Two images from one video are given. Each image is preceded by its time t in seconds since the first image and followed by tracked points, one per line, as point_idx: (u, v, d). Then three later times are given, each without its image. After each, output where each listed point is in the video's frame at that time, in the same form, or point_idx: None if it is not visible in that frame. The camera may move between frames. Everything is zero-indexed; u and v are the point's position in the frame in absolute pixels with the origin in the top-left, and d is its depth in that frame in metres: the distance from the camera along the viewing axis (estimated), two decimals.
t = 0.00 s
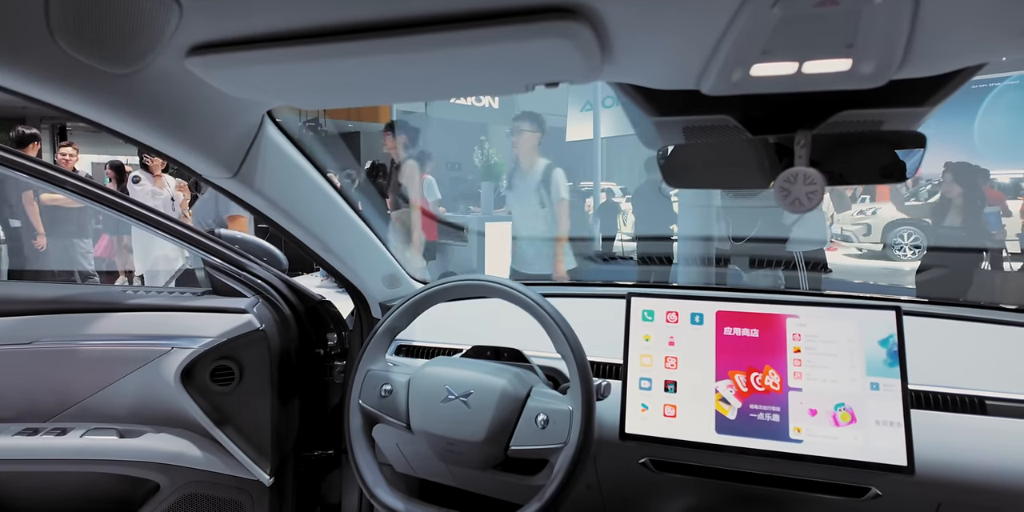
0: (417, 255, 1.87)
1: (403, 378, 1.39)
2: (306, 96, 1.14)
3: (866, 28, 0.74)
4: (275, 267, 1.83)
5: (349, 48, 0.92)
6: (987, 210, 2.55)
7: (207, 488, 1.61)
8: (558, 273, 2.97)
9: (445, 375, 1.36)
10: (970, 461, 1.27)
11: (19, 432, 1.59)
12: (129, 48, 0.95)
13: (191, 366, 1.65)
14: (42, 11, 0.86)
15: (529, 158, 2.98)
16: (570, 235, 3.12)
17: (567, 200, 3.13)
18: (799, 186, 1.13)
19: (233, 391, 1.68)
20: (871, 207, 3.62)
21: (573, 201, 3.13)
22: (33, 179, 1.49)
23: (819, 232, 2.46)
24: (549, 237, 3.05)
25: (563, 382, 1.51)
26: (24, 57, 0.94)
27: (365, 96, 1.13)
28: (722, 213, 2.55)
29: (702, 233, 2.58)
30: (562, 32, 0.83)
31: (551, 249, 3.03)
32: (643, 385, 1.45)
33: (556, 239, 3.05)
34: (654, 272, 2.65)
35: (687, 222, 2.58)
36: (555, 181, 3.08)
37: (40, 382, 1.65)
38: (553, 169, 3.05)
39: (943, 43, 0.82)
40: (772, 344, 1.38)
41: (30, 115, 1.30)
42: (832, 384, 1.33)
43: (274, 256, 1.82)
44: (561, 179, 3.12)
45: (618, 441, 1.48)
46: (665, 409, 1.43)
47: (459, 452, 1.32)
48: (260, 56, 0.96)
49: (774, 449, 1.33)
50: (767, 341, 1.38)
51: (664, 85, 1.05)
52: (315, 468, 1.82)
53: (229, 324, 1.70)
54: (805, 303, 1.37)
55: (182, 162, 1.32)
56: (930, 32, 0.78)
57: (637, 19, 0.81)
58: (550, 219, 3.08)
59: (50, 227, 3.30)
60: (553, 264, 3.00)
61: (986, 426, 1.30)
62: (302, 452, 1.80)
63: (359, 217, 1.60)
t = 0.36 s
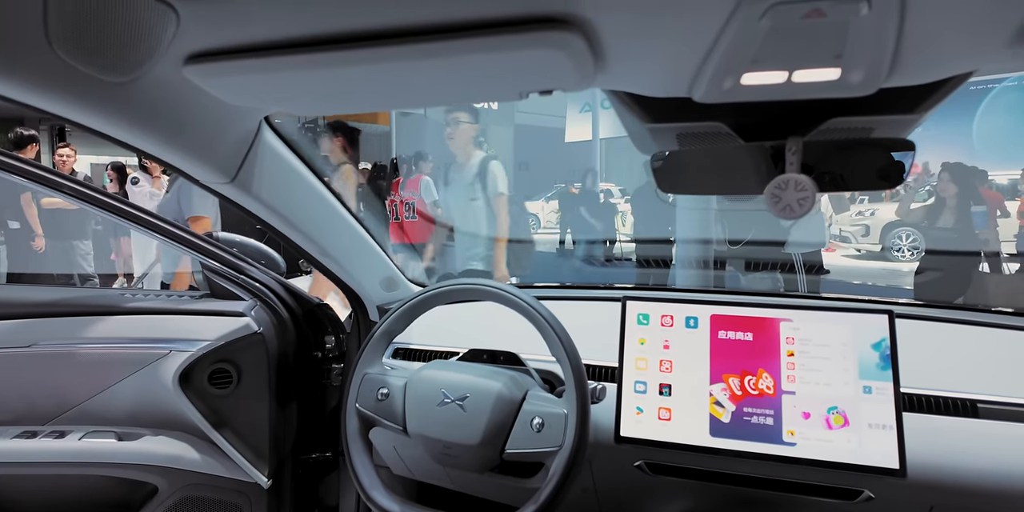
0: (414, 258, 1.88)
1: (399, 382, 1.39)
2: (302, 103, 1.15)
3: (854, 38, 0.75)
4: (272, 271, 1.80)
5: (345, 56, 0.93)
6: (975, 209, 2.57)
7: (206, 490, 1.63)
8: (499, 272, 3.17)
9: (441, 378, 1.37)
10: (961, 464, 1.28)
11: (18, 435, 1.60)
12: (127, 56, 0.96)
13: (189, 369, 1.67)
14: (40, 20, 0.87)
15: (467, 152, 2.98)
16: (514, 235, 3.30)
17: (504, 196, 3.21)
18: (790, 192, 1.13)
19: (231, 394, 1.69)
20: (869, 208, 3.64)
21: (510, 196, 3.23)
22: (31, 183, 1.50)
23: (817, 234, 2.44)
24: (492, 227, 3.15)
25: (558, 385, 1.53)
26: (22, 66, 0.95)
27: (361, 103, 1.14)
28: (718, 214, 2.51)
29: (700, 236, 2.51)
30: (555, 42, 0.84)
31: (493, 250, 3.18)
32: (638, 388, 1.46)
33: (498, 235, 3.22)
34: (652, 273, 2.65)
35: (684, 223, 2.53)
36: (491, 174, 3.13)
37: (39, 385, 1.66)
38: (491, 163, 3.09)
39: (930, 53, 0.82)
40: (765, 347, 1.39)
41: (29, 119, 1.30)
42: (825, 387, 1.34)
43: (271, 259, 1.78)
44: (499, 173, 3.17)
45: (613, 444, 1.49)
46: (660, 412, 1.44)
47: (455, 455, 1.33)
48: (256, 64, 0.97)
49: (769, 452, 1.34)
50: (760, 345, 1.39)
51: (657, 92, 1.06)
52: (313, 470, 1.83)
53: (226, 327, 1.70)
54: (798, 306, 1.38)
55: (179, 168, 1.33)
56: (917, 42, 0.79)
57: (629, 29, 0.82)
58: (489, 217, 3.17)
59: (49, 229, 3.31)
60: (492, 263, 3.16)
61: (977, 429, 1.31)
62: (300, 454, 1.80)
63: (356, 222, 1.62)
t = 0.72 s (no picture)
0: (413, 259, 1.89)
1: (397, 382, 1.40)
2: (301, 105, 1.15)
3: (845, 42, 0.75)
4: (271, 272, 1.81)
5: (342, 59, 0.93)
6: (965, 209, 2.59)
7: (204, 490, 1.63)
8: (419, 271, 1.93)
9: (439, 379, 1.38)
10: (955, 463, 1.29)
11: (17, 436, 1.60)
12: (126, 59, 0.97)
13: (188, 370, 1.67)
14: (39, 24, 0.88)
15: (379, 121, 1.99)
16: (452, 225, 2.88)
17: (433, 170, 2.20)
18: (784, 194, 1.14)
19: (230, 394, 1.69)
20: (867, 209, 3.64)
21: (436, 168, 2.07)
22: (32, 185, 1.50)
23: (815, 235, 2.44)
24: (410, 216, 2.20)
25: (556, 385, 1.53)
26: (20, 69, 0.96)
27: (359, 105, 1.15)
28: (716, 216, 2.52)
29: (698, 237, 2.48)
30: (551, 45, 0.85)
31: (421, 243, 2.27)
32: (635, 389, 1.47)
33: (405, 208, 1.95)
34: (652, 273, 2.65)
35: (684, 223, 2.51)
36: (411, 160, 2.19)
37: (38, 386, 1.66)
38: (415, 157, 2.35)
39: (922, 56, 0.83)
40: (761, 348, 1.40)
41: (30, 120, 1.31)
42: (820, 387, 1.35)
43: (270, 260, 1.79)
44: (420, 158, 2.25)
45: (609, 444, 1.50)
46: (657, 412, 1.45)
47: (452, 455, 1.34)
48: (255, 67, 0.98)
49: (765, 451, 1.35)
50: (756, 345, 1.40)
51: (653, 95, 1.06)
52: (311, 471, 1.84)
53: (224, 328, 1.70)
54: (794, 307, 1.38)
55: (178, 169, 1.33)
56: (908, 45, 0.80)
57: (624, 32, 0.83)
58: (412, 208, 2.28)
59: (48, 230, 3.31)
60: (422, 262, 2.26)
61: (972, 428, 1.32)
62: (298, 455, 1.81)
63: (355, 223, 1.62)
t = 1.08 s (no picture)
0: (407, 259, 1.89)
1: (389, 382, 1.40)
2: (291, 103, 1.15)
3: (831, 39, 0.75)
4: (265, 272, 1.82)
5: (330, 57, 0.93)
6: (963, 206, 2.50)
7: (197, 491, 1.63)
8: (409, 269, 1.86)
9: (431, 378, 1.38)
10: (946, 462, 1.30)
11: (8, 436, 1.60)
12: (114, 57, 0.96)
13: (180, 369, 1.67)
14: (26, 22, 0.87)
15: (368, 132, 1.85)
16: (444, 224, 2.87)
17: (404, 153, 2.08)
18: (773, 193, 1.15)
19: (222, 394, 1.69)
20: (864, 209, 3.63)
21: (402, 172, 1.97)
22: (23, 184, 1.50)
23: (812, 236, 2.47)
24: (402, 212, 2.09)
25: (549, 384, 1.53)
26: (7, 67, 0.95)
27: (350, 103, 1.15)
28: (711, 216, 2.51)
29: (695, 237, 2.49)
30: (539, 43, 0.85)
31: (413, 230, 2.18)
32: (627, 388, 1.47)
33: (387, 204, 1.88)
34: (648, 273, 2.64)
35: (681, 223, 2.54)
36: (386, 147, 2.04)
37: (30, 386, 1.66)
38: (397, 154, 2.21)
39: (909, 54, 0.83)
40: (753, 347, 1.40)
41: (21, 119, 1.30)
42: (811, 386, 1.35)
43: (263, 259, 1.80)
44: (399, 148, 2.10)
45: (602, 443, 1.50)
46: (649, 412, 1.44)
47: (444, 455, 1.33)
48: (244, 65, 0.98)
49: (756, 451, 1.35)
50: (748, 345, 1.40)
51: (643, 93, 1.06)
52: (304, 471, 1.83)
53: (217, 327, 1.70)
54: (785, 306, 1.38)
55: (169, 168, 1.33)
56: (895, 43, 0.80)
57: (611, 30, 0.83)
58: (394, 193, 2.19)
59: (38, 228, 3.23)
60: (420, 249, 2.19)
61: (964, 427, 1.32)
62: (291, 455, 1.81)
63: (346, 222, 1.62)
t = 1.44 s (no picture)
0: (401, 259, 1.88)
1: (381, 383, 1.39)
2: (281, 105, 1.15)
3: (817, 40, 0.75)
4: (258, 273, 1.81)
5: (318, 58, 0.93)
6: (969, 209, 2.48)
7: (189, 493, 1.63)
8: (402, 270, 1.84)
9: (423, 380, 1.37)
10: (937, 462, 1.30)
11: None
12: (100, 58, 0.96)
13: (172, 371, 1.66)
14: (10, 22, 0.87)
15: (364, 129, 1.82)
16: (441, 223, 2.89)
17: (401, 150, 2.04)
18: (762, 194, 1.14)
19: (214, 396, 1.68)
20: (860, 209, 3.64)
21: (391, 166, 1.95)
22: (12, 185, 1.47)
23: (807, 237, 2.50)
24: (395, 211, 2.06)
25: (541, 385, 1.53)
26: None
27: (339, 105, 1.15)
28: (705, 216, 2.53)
29: (691, 237, 2.52)
30: (526, 44, 0.84)
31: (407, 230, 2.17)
32: (619, 389, 1.47)
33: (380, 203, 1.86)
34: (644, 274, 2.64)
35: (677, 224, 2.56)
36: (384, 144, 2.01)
37: (20, 388, 1.65)
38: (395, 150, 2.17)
39: (896, 56, 0.84)
40: (745, 348, 1.40)
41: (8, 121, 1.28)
42: (802, 387, 1.35)
43: (256, 261, 1.79)
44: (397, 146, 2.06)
45: (594, 444, 1.50)
46: (641, 413, 1.44)
47: (436, 456, 1.33)
48: (232, 66, 0.98)
49: (748, 452, 1.35)
50: (740, 346, 1.40)
51: (632, 95, 1.06)
52: (297, 473, 1.83)
53: (210, 329, 1.70)
54: (777, 307, 1.38)
55: (159, 169, 1.32)
56: (881, 44, 0.80)
57: (598, 31, 0.83)
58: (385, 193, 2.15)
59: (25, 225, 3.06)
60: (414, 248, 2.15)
61: (954, 428, 1.32)
62: (284, 457, 1.81)
63: (338, 223, 1.61)
